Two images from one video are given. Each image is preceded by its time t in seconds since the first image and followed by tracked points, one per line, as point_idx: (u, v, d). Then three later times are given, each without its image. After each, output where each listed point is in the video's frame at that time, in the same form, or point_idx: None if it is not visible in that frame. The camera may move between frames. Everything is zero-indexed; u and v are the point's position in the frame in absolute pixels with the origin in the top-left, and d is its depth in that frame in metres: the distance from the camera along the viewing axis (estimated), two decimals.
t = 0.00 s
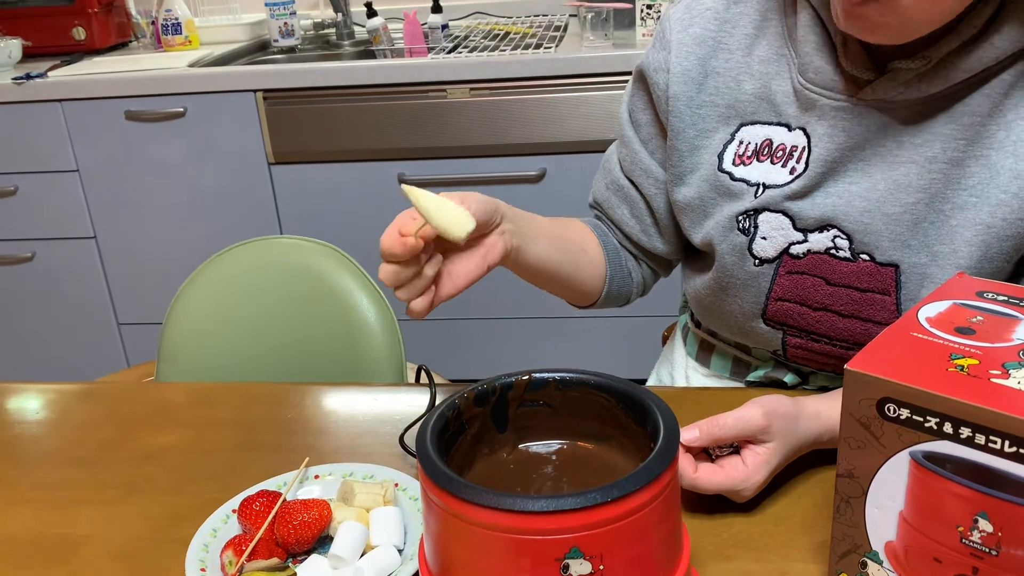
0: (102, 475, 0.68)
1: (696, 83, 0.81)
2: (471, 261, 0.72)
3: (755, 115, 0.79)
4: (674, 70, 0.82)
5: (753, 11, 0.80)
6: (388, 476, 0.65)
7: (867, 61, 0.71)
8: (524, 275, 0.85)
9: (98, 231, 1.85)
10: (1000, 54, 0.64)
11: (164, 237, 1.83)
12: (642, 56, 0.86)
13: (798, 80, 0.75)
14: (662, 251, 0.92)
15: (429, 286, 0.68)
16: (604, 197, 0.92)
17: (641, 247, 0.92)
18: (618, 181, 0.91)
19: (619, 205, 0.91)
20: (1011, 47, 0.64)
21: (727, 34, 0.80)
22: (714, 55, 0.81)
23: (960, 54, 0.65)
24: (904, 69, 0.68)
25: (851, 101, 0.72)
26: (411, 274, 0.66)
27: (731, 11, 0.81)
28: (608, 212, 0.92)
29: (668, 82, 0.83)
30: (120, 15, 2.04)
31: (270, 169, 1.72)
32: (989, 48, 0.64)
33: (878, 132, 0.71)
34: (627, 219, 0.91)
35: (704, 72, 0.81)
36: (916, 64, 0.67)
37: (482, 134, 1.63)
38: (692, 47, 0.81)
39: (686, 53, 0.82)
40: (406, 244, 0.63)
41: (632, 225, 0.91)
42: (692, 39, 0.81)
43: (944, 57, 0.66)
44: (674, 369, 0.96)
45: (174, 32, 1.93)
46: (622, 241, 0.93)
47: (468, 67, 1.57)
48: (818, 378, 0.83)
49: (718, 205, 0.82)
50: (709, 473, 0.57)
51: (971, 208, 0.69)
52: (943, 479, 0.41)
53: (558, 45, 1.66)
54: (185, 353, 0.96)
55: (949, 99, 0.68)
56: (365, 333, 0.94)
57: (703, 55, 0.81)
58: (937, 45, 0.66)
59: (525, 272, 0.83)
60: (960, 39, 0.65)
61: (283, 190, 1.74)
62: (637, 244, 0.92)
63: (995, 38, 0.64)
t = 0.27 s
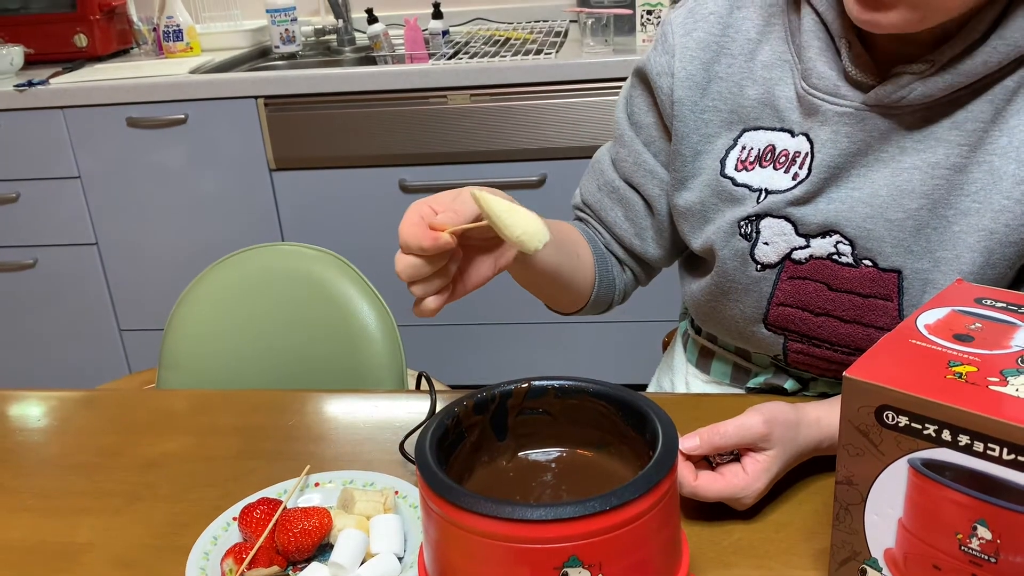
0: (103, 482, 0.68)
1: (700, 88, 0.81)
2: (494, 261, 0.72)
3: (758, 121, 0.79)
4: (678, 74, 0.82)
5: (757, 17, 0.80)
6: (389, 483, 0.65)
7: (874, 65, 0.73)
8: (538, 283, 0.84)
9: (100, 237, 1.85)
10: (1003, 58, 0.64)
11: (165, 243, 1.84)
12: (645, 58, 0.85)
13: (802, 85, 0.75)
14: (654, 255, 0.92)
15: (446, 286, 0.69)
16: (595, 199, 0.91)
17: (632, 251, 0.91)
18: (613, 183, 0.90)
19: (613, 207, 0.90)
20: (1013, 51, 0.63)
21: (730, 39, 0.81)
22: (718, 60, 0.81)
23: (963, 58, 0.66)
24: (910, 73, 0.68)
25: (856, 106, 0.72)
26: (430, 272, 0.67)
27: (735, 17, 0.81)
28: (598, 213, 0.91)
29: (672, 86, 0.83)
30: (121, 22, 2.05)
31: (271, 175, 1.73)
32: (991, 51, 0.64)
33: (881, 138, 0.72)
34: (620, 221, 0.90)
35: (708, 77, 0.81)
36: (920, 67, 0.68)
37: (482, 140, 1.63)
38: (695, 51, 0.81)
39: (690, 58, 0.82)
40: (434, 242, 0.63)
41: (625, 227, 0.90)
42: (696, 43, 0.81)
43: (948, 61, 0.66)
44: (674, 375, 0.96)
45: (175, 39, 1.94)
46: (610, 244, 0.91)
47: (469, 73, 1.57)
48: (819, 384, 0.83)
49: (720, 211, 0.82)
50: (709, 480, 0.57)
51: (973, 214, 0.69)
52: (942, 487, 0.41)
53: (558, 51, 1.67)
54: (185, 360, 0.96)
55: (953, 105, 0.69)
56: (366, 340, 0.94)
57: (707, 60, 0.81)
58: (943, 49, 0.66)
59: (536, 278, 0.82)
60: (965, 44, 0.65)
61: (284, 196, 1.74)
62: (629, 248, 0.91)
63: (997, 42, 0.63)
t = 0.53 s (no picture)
0: (103, 483, 0.68)
1: (701, 88, 0.81)
2: (494, 265, 0.73)
3: (759, 121, 0.79)
4: (680, 75, 0.82)
5: (758, 17, 0.80)
6: (389, 484, 0.65)
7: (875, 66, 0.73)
8: (539, 284, 0.84)
9: (101, 238, 1.85)
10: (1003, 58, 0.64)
11: (166, 245, 1.84)
12: (646, 58, 0.85)
13: (803, 85, 0.75)
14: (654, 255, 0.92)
15: (446, 292, 0.69)
16: (595, 199, 0.91)
17: (632, 251, 0.91)
18: (613, 182, 0.90)
19: (613, 208, 0.90)
20: (1014, 51, 0.64)
21: (731, 40, 0.81)
22: (718, 61, 0.81)
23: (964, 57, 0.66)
24: (910, 72, 0.68)
25: (857, 106, 0.72)
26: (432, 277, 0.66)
27: (736, 17, 0.81)
28: (598, 214, 0.91)
29: (673, 87, 0.83)
30: (123, 23, 2.05)
31: (272, 177, 1.73)
32: (991, 51, 0.64)
33: (881, 138, 0.72)
34: (620, 221, 0.90)
35: (709, 77, 0.81)
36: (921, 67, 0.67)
37: (483, 142, 1.63)
38: (697, 52, 0.81)
39: (691, 58, 0.82)
40: (437, 249, 0.63)
41: (625, 227, 0.90)
42: (697, 43, 0.81)
43: (949, 61, 0.66)
44: (675, 376, 0.96)
45: (177, 41, 1.94)
46: (610, 244, 0.91)
47: (470, 75, 1.57)
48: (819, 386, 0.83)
49: (721, 211, 0.82)
50: (709, 481, 0.57)
51: (974, 215, 0.69)
52: (943, 487, 0.41)
53: (559, 52, 1.67)
54: (186, 361, 0.96)
55: (953, 105, 0.69)
56: (366, 341, 0.94)
57: (708, 60, 0.81)
58: (944, 49, 0.66)
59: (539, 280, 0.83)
60: (966, 43, 0.65)
61: (285, 197, 1.74)
62: (629, 248, 0.91)
63: (998, 42, 0.64)
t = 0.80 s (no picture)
0: (103, 487, 0.68)
1: (702, 96, 0.82)
2: (494, 278, 0.74)
3: (759, 129, 0.79)
4: (681, 83, 0.83)
5: (759, 27, 0.80)
6: (389, 490, 0.65)
7: (875, 74, 0.74)
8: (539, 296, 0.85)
9: (101, 243, 1.85)
10: (1002, 67, 0.64)
11: (166, 249, 1.84)
12: (647, 66, 0.86)
13: (803, 94, 0.76)
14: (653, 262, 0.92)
15: (448, 305, 0.69)
16: (595, 207, 0.91)
17: (631, 259, 0.91)
18: (614, 190, 0.91)
19: (613, 215, 0.90)
20: (1013, 59, 0.64)
21: (732, 49, 0.81)
22: (719, 69, 0.81)
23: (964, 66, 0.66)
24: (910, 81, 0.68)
25: (857, 114, 0.72)
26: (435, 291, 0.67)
27: (737, 26, 0.82)
28: (598, 221, 0.91)
29: (675, 94, 0.83)
30: (124, 28, 2.06)
31: (272, 182, 1.73)
32: (991, 59, 0.64)
33: (881, 147, 0.72)
34: (619, 229, 0.90)
35: (710, 85, 0.82)
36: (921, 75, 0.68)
37: (483, 148, 1.64)
38: (698, 60, 0.82)
39: (692, 66, 0.82)
40: (441, 263, 0.63)
41: (625, 235, 0.90)
42: (698, 52, 0.82)
43: (948, 69, 0.66)
44: (675, 384, 0.96)
45: (178, 46, 1.94)
46: (609, 251, 0.91)
47: (471, 81, 1.58)
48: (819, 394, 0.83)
49: (721, 218, 0.82)
50: (708, 488, 0.57)
51: (973, 222, 0.69)
52: (942, 495, 0.41)
53: (560, 60, 1.67)
54: (186, 367, 0.96)
55: (953, 114, 0.69)
56: (367, 347, 0.94)
57: (709, 69, 0.82)
58: (943, 57, 0.67)
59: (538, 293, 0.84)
60: (965, 52, 0.66)
61: (286, 202, 1.75)
62: (629, 257, 0.91)
63: (997, 51, 0.64)
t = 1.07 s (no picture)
0: (104, 496, 0.68)
1: (704, 108, 0.82)
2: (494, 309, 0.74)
3: (762, 142, 0.80)
4: (683, 95, 0.83)
5: (761, 40, 0.81)
6: (390, 500, 0.65)
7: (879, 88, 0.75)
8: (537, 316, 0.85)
9: (102, 251, 1.86)
10: (1006, 81, 0.66)
11: (167, 258, 1.84)
12: (648, 78, 0.86)
13: (806, 107, 0.76)
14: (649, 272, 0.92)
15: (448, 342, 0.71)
16: (592, 215, 0.92)
17: (628, 268, 0.92)
18: (612, 200, 0.91)
19: (610, 224, 0.91)
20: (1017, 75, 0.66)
21: (734, 62, 0.82)
22: (721, 82, 0.82)
23: (966, 82, 0.67)
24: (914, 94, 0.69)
25: (860, 127, 0.73)
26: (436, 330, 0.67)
27: (739, 40, 0.82)
28: (596, 231, 0.91)
29: (677, 107, 0.84)
30: (128, 38, 2.07)
31: (274, 191, 1.73)
32: (995, 76, 0.66)
33: (884, 159, 0.73)
34: (616, 238, 0.90)
35: (712, 97, 0.82)
36: (925, 89, 0.69)
37: (485, 159, 1.64)
38: (700, 73, 0.82)
39: (695, 79, 0.83)
40: (443, 304, 0.62)
41: (622, 244, 0.90)
42: (700, 64, 0.82)
43: (952, 83, 0.68)
44: (676, 395, 0.96)
45: (181, 55, 1.95)
46: (605, 261, 0.91)
47: (473, 93, 1.59)
48: (820, 406, 0.83)
49: (724, 230, 0.83)
50: (710, 497, 0.57)
51: (976, 234, 0.70)
52: (943, 508, 0.41)
53: (561, 72, 1.68)
54: (188, 376, 0.96)
55: (956, 127, 0.70)
56: (369, 357, 0.94)
57: (712, 81, 0.82)
58: (946, 72, 0.68)
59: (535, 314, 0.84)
60: (967, 67, 0.67)
61: (287, 212, 1.75)
62: (624, 266, 0.91)
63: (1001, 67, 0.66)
